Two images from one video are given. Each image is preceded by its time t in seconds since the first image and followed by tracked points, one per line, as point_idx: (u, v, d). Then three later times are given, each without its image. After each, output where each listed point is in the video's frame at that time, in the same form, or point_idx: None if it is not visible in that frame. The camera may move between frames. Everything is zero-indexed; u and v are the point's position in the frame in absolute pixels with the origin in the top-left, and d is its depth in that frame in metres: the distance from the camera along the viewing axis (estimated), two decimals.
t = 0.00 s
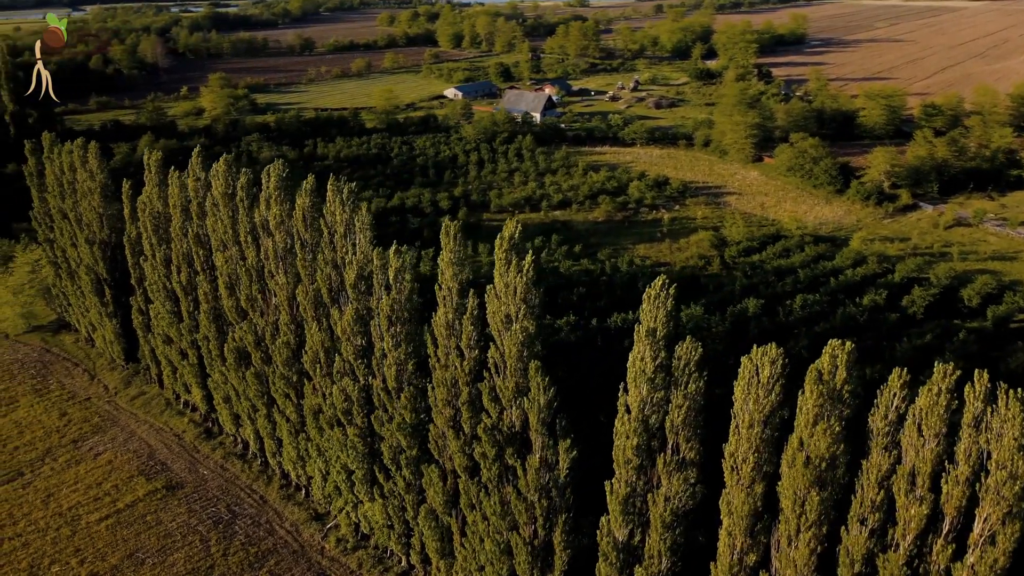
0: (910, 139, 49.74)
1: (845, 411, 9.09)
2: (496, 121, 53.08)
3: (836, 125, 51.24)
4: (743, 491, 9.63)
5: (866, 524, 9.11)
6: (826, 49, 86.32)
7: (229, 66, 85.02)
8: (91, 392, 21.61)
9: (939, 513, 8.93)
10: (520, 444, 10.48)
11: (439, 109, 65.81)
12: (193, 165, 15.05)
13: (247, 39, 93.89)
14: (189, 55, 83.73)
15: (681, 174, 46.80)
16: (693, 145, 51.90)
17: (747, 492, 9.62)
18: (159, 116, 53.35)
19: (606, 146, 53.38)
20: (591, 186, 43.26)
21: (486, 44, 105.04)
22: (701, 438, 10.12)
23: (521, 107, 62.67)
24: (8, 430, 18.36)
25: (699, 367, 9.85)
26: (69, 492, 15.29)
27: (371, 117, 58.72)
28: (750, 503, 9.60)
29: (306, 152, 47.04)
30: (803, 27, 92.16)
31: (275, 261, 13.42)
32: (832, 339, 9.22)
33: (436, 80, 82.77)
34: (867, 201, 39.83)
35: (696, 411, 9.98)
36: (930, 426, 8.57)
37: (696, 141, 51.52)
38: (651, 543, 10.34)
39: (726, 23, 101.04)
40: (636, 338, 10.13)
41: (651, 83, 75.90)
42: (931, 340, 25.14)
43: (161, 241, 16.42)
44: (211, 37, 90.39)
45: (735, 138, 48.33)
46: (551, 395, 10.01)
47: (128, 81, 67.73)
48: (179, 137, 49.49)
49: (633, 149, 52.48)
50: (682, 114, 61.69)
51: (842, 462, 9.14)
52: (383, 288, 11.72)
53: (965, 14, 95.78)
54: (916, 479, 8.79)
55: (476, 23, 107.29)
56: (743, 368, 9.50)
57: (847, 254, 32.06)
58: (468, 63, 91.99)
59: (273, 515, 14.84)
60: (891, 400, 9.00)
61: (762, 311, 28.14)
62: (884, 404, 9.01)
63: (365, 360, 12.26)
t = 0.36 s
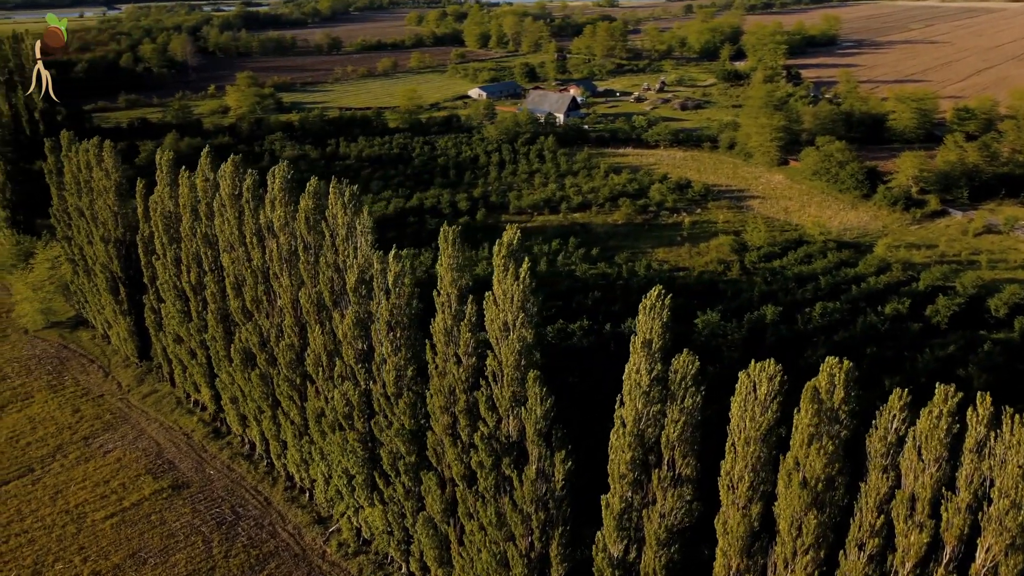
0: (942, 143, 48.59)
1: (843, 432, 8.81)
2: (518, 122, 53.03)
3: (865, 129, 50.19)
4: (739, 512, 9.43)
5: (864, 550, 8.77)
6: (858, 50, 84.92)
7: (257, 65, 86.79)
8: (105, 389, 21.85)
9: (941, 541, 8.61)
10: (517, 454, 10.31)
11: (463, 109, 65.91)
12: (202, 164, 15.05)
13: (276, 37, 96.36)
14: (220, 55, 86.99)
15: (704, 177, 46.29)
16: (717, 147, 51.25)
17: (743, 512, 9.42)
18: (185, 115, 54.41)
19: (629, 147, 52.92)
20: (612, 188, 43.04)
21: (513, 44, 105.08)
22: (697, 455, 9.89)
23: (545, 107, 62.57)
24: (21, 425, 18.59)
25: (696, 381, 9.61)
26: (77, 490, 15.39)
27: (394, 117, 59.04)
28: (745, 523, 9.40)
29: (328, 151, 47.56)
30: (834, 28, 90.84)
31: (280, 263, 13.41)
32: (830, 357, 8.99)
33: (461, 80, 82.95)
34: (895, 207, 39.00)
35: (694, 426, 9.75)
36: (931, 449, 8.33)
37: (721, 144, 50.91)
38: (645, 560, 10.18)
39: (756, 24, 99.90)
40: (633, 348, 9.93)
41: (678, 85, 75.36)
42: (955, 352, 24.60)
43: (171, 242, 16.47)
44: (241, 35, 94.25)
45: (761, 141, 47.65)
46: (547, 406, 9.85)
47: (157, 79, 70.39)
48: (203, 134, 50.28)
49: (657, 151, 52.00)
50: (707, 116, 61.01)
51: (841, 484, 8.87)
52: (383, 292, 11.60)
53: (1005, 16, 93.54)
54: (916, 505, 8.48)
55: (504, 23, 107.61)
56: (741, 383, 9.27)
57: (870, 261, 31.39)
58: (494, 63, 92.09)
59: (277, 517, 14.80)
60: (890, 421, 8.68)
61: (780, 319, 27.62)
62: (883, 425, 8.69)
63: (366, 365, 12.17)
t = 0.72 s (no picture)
0: (973, 148, 47.49)
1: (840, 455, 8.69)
2: (540, 123, 53.03)
3: (894, 132, 49.24)
4: (733, 532, 9.29)
5: None
6: (891, 52, 83.42)
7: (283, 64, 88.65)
8: (118, 386, 22.09)
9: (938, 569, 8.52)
10: (513, 465, 10.21)
11: (487, 109, 66.02)
12: (210, 164, 15.10)
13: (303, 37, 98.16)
14: (247, 54, 90.81)
15: (727, 180, 45.79)
16: (742, 150, 50.71)
17: (737, 533, 9.28)
18: (210, 114, 55.51)
19: (652, 149, 52.49)
20: (632, 191, 42.81)
21: (540, 44, 104.96)
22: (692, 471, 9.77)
23: (568, 108, 62.43)
24: (34, 421, 18.84)
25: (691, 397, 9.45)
26: (84, 487, 15.50)
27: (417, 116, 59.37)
28: (739, 543, 9.24)
29: (349, 151, 48.17)
30: (866, 30, 89.35)
31: (284, 265, 13.42)
32: (827, 375, 8.84)
33: (486, 80, 83.12)
34: (921, 213, 38.23)
35: (688, 442, 9.59)
36: (929, 476, 8.17)
37: (745, 147, 50.33)
38: None
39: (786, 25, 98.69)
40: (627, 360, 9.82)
41: (704, 86, 74.80)
42: (978, 363, 24.07)
43: (181, 241, 16.58)
44: (269, 35, 97.11)
45: (786, 144, 46.96)
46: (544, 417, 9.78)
47: (186, 78, 73.18)
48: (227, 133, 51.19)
49: (680, 153, 51.52)
50: (733, 118, 60.42)
51: (836, 508, 8.77)
52: (382, 296, 11.55)
53: None
54: (913, 532, 8.37)
55: (530, 23, 107.76)
56: (736, 399, 9.13)
57: (893, 268, 30.78)
58: (520, 63, 92.26)
59: (279, 519, 14.79)
60: (887, 444, 8.58)
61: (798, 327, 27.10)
62: (879, 448, 8.60)
63: (365, 369, 12.13)
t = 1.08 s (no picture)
0: (1004, 152, 46.44)
1: (831, 479, 8.70)
2: (561, 124, 52.97)
3: (922, 136, 48.31)
4: (723, 552, 9.43)
5: None
6: (922, 54, 82.00)
7: (308, 63, 89.97)
8: (129, 385, 22.32)
9: None
10: (507, 476, 10.25)
11: (509, 109, 66.10)
12: (217, 165, 15.19)
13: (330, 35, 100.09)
14: (273, 52, 92.53)
15: (748, 183, 45.36)
16: (765, 153, 50.18)
17: (728, 553, 9.41)
18: (234, 113, 56.53)
19: (673, 151, 52.06)
20: (652, 194, 42.62)
21: (565, 44, 104.83)
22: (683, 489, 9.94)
23: (589, 110, 62.17)
24: (45, 417, 19.07)
25: (682, 412, 9.63)
26: (90, 486, 15.61)
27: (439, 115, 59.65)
28: (729, 563, 9.40)
29: (369, 151, 48.81)
30: (898, 31, 87.93)
31: (285, 268, 13.46)
32: (821, 396, 8.83)
33: (509, 80, 83.18)
34: (948, 219, 37.52)
35: (681, 458, 9.80)
36: (923, 504, 8.06)
37: (769, 149, 49.75)
38: None
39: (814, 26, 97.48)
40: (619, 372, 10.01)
41: (730, 88, 74.19)
42: (1000, 376, 23.57)
43: (189, 241, 16.68)
44: (295, 33, 98.89)
45: (810, 148, 46.33)
46: (539, 428, 9.80)
47: (212, 76, 74.69)
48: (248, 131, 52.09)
49: (702, 155, 51.00)
50: (757, 121, 59.84)
51: (828, 532, 8.73)
52: (381, 301, 11.53)
53: None
54: (907, 561, 8.27)
55: (556, 23, 107.60)
56: (727, 417, 9.24)
57: (915, 276, 30.36)
58: (544, 63, 92.41)
59: (281, 522, 14.77)
60: (881, 468, 8.56)
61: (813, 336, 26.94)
62: (873, 472, 8.58)
63: (364, 374, 12.13)
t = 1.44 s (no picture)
0: None
1: (822, 502, 8.53)
2: (581, 125, 52.85)
3: (951, 139, 47.35)
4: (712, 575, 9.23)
5: None
6: (953, 56, 80.68)
7: (332, 62, 90.91)
8: (139, 383, 22.53)
9: None
10: (498, 487, 10.16)
11: (531, 110, 66.13)
12: (223, 166, 15.34)
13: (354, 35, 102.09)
14: (298, 51, 94.13)
15: (769, 186, 44.82)
16: (788, 156, 49.52)
17: None
18: (256, 111, 57.43)
19: (695, 154, 51.63)
20: (670, 197, 42.30)
21: (589, 45, 104.59)
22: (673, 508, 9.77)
23: (610, 111, 61.77)
24: (56, 414, 19.26)
25: (671, 428, 9.49)
26: (95, 484, 15.72)
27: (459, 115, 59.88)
28: None
29: (388, 151, 49.45)
30: (928, 32, 86.62)
31: (287, 271, 13.54)
32: (812, 416, 8.68)
33: (531, 81, 83.21)
34: (974, 225, 36.77)
35: (669, 475, 9.64)
36: (914, 532, 7.84)
37: (792, 152, 49.06)
38: None
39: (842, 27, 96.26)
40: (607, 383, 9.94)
41: (755, 89, 73.53)
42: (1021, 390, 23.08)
43: (196, 242, 16.81)
44: (320, 33, 100.47)
45: (833, 151, 45.65)
46: (532, 440, 9.72)
47: (237, 74, 76.20)
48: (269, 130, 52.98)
49: (723, 158, 50.47)
50: (781, 123, 59.26)
51: (817, 559, 8.48)
52: (378, 304, 11.59)
53: None
54: None
55: (580, 23, 107.41)
56: (714, 434, 9.17)
57: (937, 285, 29.95)
58: (567, 63, 92.49)
59: (282, 525, 14.76)
60: (872, 493, 8.39)
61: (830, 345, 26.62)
62: (864, 497, 8.41)
63: (361, 380, 12.15)
